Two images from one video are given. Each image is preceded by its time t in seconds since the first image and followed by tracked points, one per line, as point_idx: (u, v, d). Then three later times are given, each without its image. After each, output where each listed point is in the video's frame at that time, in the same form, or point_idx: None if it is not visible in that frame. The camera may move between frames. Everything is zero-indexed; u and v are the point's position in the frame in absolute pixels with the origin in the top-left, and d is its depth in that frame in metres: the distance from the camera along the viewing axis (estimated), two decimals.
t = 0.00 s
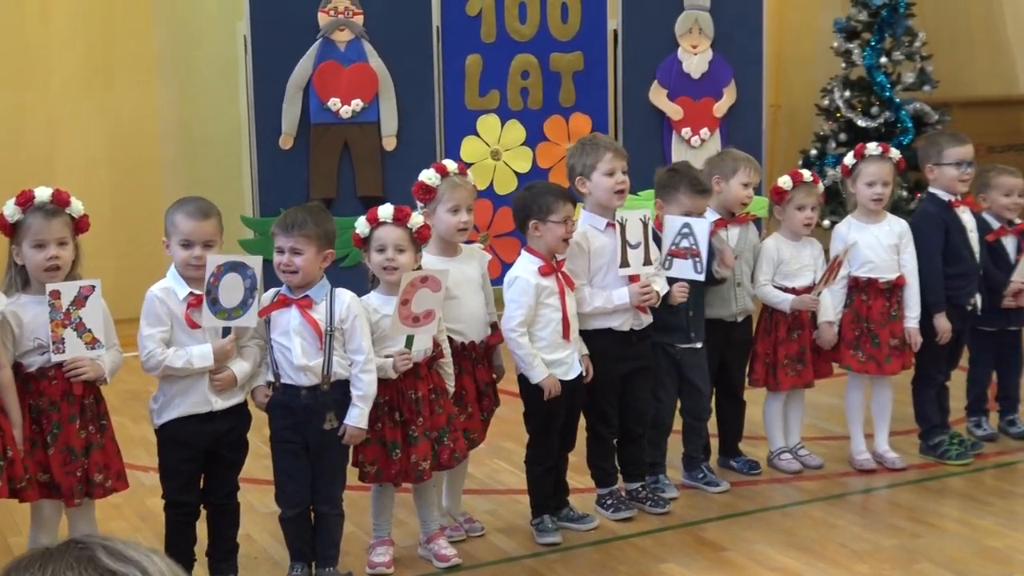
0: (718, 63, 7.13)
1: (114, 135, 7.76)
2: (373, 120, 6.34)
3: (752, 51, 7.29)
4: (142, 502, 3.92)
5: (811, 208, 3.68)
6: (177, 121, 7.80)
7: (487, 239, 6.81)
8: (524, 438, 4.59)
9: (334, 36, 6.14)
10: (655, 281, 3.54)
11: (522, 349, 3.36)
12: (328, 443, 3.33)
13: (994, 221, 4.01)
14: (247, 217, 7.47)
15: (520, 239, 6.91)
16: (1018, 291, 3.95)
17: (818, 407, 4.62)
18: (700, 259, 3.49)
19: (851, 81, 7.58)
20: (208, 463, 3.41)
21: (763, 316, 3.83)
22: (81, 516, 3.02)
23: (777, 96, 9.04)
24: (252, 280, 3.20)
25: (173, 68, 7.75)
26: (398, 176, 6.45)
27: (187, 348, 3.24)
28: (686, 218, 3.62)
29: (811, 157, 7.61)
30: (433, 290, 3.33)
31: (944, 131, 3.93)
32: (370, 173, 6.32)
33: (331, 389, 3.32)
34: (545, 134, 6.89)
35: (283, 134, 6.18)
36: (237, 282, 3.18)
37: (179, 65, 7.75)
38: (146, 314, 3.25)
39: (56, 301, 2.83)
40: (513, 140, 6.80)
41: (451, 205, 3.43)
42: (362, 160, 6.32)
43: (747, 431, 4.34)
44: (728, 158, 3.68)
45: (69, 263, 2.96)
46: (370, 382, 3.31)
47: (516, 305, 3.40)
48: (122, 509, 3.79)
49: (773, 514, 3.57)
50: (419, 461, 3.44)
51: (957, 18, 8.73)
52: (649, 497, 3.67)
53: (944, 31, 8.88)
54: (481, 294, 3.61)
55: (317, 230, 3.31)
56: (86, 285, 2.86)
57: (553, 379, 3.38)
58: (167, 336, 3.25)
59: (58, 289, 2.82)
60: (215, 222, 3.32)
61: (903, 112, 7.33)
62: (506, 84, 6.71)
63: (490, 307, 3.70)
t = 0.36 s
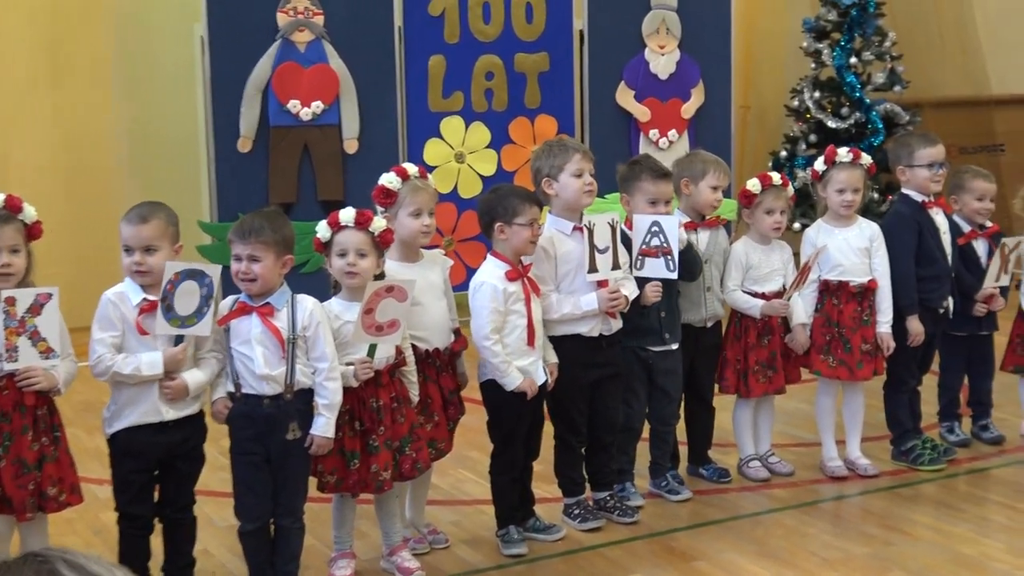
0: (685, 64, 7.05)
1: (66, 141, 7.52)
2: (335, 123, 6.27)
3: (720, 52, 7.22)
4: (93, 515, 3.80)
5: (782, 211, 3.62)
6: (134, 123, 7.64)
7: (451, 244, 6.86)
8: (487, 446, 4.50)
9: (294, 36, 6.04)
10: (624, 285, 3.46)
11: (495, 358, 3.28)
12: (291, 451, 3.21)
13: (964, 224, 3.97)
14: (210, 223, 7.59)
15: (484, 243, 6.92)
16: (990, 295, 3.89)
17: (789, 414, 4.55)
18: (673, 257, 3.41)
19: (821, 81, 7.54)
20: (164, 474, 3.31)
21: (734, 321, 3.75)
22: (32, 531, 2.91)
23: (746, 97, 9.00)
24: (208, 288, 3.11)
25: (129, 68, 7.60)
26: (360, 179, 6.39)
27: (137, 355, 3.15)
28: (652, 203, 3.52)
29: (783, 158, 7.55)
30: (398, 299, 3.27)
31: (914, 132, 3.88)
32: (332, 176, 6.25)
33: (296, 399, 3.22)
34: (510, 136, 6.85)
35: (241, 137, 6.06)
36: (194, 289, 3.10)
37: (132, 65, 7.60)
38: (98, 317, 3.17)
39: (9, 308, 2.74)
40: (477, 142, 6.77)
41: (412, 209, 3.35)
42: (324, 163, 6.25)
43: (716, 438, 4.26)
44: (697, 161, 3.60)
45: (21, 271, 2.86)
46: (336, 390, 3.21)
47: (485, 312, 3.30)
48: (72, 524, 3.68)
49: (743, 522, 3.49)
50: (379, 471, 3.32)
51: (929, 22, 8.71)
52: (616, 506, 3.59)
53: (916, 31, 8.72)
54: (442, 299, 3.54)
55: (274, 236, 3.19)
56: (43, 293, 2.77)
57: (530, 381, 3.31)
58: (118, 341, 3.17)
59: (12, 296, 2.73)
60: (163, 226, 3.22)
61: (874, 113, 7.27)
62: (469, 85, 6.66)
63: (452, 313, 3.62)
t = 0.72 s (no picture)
0: (664, 47, 6.66)
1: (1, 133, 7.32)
2: (281, 112, 5.76)
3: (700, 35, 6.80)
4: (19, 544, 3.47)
5: (768, 205, 3.34)
6: (62, 112, 7.11)
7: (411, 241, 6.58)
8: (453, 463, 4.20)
9: (237, 17, 5.57)
10: (602, 288, 3.17)
11: (449, 367, 2.98)
12: (238, 472, 2.83)
13: (964, 224, 3.69)
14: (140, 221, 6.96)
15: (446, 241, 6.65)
16: (996, 298, 3.62)
17: (779, 427, 4.26)
18: (660, 260, 3.15)
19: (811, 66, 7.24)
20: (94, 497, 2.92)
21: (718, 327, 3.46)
22: None
23: (731, 84, 8.97)
24: (155, 304, 2.75)
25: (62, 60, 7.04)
26: (309, 175, 5.88)
27: (65, 368, 2.76)
28: (626, 187, 3.25)
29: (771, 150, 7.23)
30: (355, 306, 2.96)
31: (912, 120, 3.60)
32: (280, 172, 5.75)
33: (244, 415, 2.84)
34: (474, 125, 6.59)
35: (180, 127, 5.51)
36: (140, 301, 2.72)
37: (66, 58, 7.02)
38: (23, 324, 2.77)
39: None
40: (439, 133, 6.50)
41: (365, 205, 3.05)
42: (271, 157, 5.73)
43: (701, 454, 3.97)
44: (685, 153, 3.30)
45: None
46: (288, 408, 2.84)
47: (443, 318, 3.00)
48: None
49: (728, 546, 3.20)
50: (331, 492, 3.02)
51: (928, 9, 8.39)
52: (591, 530, 3.29)
53: (914, 14, 8.45)
54: (399, 304, 3.22)
55: (221, 236, 2.84)
56: None
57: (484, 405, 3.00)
58: (45, 351, 2.78)
59: None
60: (100, 225, 2.81)
61: (869, 100, 6.96)
62: (430, 70, 6.39)
63: (409, 319, 3.31)
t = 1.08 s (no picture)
0: (633, 45, 6.52)
1: None
2: (232, 113, 5.65)
3: (667, 32, 6.65)
4: None
5: (740, 209, 3.21)
6: None
7: (368, 250, 6.25)
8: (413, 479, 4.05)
9: (186, 14, 5.48)
10: (569, 297, 3.06)
11: (406, 381, 2.85)
12: (191, 491, 2.57)
13: (936, 231, 3.63)
14: (86, 226, 6.38)
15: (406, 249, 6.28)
16: (973, 305, 3.54)
17: (750, 440, 4.15)
18: (628, 269, 3.03)
19: (785, 64, 7.02)
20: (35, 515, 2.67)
21: (688, 335, 3.32)
22: None
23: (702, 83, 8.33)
24: (80, 308, 2.47)
25: None
26: (260, 178, 5.80)
27: None
28: (590, 190, 3.14)
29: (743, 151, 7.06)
30: (316, 318, 2.78)
31: (883, 120, 3.47)
32: (231, 176, 5.66)
33: (199, 429, 2.57)
34: (435, 126, 6.28)
35: (127, 129, 5.47)
36: (61, 308, 2.44)
37: None
38: None
39: None
40: (399, 134, 6.21)
41: (315, 211, 2.90)
42: (220, 159, 5.65)
43: (671, 469, 3.84)
44: (657, 158, 3.18)
45: None
46: (244, 423, 2.57)
47: (398, 331, 2.86)
48: None
49: (698, 564, 3.07)
50: (286, 506, 2.84)
51: (908, 7, 7.90)
52: (556, 548, 3.15)
53: (897, 15, 7.90)
54: (353, 314, 3.06)
55: (174, 245, 2.55)
56: None
57: (444, 414, 2.88)
58: None
59: None
60: (46, 234, 2.59)
61: (845, 100, 6.77)
62: (388, 69, 6.12)
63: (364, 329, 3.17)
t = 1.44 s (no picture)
0: (586, 52, 6.55)
1: None
2: (186, 121, 5.64)
3: (623, 39, 6.69)
4: None
5: (691, 215, 3.24)
6: None
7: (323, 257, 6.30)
8: (365, 488, 4.05)
9: (138, 22, 5.45)
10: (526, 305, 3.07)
11: (364, 390, 2.85)
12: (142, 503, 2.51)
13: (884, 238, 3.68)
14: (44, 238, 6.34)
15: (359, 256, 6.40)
16: (920, 311, 3.58)
17: (702, 446, 4.18)
18: (581, 273, 3.05)
19: (738, 72, 7.01)
20: None
21: (637, 343, 3.35)
22: None
23: (656, 91, 8.33)
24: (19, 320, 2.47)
25: None
26: (216, 186, 5.79)
27: None
28: (543, 196, 3.15)
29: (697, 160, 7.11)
30: (270, 329, 2.76)
31: (832, 127, 3.49)
32: (183, 185, 5.65)
33: (150, 438, 2.53)
34: (389, 134, 6.34)
35: (78, 138, 5.43)
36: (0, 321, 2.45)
37: None
38: None
39: None
40: (353, 142, 6.26)
41: (264, 219, 2.90)
42: (174, 168, 5.63)
43: (624, 476, 3.86)
44: (604, 163, 3.20)
45: None
46: (196, 430, 2.54)
47: (351, 340, 2.86)
48: None
49: (651, 569, 3.08)
50: (239, 516, 2.82)
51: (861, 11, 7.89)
52: (510, 556, 3.15)
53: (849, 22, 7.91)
54: (303, 323, 3.06)
55: (120, 253, 2.50)
56: None
57: (404, 424, 2.87)
58: None
59: None
60: None
61: (797, 107, 6.81)
62: (342, 77, 6.15)
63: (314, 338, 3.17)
